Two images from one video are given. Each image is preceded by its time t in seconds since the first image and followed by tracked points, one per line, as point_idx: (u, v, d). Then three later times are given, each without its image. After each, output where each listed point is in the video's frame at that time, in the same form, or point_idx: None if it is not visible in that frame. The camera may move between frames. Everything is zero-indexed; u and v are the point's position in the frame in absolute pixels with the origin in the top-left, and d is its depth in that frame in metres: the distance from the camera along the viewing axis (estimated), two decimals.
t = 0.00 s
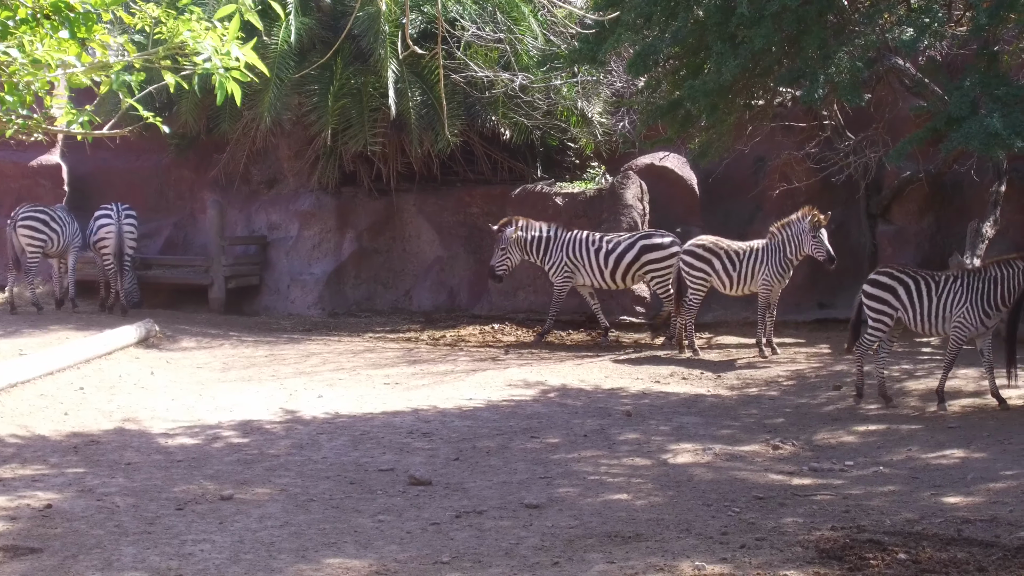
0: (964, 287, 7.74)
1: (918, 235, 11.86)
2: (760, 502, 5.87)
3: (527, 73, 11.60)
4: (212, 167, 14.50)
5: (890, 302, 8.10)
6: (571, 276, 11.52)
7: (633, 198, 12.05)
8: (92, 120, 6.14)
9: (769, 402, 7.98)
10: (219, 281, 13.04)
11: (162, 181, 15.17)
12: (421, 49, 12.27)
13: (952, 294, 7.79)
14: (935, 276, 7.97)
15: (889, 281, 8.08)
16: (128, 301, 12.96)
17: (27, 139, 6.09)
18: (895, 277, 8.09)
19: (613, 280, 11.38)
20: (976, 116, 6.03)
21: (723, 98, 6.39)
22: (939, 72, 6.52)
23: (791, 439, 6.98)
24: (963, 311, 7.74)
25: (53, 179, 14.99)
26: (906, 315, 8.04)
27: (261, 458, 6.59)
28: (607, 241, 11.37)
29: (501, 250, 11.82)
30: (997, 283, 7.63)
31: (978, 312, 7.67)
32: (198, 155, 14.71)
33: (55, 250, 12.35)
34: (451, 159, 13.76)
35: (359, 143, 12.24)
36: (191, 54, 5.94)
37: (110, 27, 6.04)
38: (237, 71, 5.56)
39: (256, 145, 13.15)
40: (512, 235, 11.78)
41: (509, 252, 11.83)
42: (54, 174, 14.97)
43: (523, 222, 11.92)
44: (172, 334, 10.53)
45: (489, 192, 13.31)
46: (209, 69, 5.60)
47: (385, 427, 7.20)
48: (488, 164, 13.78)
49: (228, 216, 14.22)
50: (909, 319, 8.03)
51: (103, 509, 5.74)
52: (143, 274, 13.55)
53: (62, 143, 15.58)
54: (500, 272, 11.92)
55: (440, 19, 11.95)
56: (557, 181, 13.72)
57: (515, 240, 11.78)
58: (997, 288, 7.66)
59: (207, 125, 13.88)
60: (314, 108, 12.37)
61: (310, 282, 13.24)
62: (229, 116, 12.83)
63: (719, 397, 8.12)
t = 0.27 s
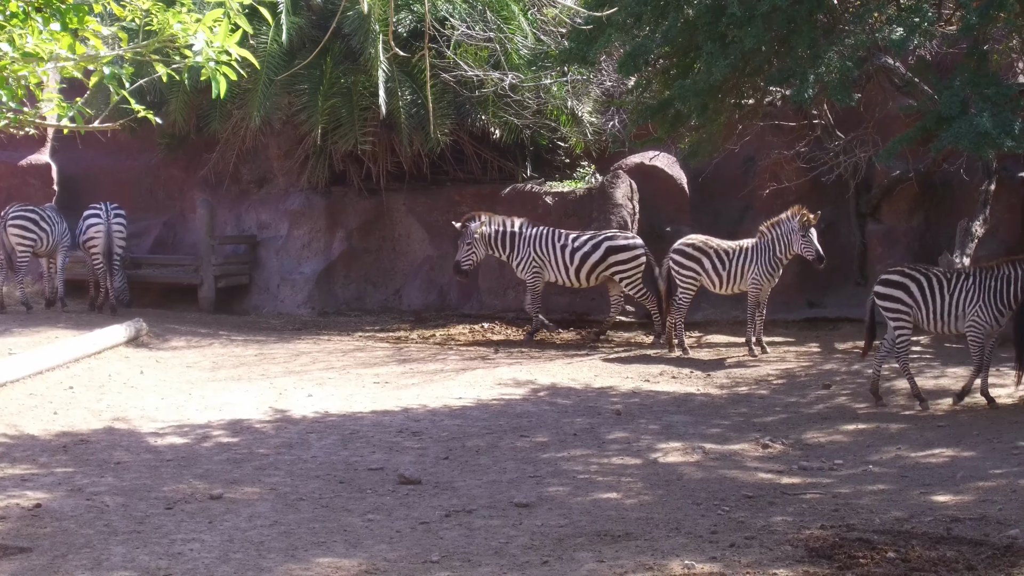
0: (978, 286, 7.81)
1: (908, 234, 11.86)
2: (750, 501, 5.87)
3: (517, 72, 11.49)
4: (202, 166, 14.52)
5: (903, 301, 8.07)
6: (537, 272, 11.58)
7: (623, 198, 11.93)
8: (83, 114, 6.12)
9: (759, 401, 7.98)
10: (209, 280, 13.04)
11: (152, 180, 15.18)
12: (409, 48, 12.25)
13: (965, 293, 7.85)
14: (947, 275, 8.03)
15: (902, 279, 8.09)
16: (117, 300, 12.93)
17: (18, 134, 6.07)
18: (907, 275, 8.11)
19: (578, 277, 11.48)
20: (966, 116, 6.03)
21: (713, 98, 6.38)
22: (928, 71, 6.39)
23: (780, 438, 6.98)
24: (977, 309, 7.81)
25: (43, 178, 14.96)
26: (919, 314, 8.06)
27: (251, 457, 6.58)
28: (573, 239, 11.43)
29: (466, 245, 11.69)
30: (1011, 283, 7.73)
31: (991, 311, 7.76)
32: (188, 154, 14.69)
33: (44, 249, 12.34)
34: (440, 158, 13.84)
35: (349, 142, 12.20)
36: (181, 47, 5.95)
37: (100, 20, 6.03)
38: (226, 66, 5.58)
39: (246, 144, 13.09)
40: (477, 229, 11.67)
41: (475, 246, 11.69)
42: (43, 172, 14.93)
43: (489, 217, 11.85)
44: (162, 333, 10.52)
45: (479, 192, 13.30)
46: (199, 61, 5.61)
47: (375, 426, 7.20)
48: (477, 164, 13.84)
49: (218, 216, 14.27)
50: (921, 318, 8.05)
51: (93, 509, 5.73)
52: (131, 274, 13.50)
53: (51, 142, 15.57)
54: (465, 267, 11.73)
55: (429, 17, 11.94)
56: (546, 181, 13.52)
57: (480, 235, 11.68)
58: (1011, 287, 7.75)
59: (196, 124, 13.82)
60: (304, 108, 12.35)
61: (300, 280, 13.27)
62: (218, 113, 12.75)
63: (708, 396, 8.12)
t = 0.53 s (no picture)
0: (991, 285, 7.78)
1: (898, 233, 11.85)
2: (740, 501, 5.87)
3: (506, 72, 11.52)
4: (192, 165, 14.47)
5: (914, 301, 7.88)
6: (510, 271, 11.64)
7: (614, 197, 11.97)
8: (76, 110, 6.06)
9: (749, 400, 7.99)
10: (199, 280, 12.98)
11: (143, 179, 15.15)
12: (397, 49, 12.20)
13: (979, 293, 7.80)
14: (958, 275, 7.94)
15: (914, 279, 7.90)
16: (108, 299, 12.92)
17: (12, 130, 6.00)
18: (918, 274, 7.93)
19: (548, 274, 11.62)
20: (956, 116, 6.02)
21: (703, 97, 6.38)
22: (918, 72, 6.44)
23: (770, 437, 6.99)
24: (993, 309, 7.75)
25: (33, 177, 14.96)
26: (929, 314, 7.91)
27: (241, 456, 6.58)
28: (542, 237, 11.56)
29: (435, 238, 11.90)
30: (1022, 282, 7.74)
31: (1008, 309, 7.72)
32: (178, 152, 14.64)
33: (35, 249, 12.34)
34: (430, 158, 13.76)
35: (338, 142, 12.23)
36: (174, 41, 5.93)
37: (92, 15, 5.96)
38: (221, 59, 5.57)
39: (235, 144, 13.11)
40: (446, 222, 11.84)
41: (444, 240, 11.90)
42: (33, 171, 14.93)
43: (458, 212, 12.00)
44: (152, 332, 10.52)
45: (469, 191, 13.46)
46: (193, 54, 5.58)
47: (365, 425, 7.21)
48: (468, 163, 13.81)
49: (208, 215, 14.19)
50: (932, 318, 7.91)
51: (83, 508, 5.72)
52: (121, 273, 13.48)
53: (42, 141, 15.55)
54: (433, 259, 11.98)
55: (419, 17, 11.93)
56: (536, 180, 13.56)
57: (449, 228, 11.84)
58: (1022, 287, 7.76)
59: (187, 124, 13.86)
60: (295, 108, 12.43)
61: (290, 280, 13.22)
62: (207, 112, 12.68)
63: (698, 396, 8.12)
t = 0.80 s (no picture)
0: (1001, 283, 7.65)
1: (888, 232, 11.79)
2: (730, 500, 5.88)
3: (497, 71, 11.56)
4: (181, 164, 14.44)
5: (924, 302, 7.96)
6: (483, 270, 11.74)
7: (604, 196, 11.95)
8: (65, 113, 5.97)
9: (738, 398, 8.00)
10: (189, 279, 12.93)
11: (133, 178, 15.14)
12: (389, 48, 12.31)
13: (989, 290, 7.70)
14: (968, 272, 7.87)
15: (921, 278, 7.96)
16: (99, 298, 12.90)
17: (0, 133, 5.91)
18: (926, 273, 7.97)
19: (518, 272, 11.71)
20: (946, 116, 6.01)
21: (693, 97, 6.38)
22: (909, 71, 6.52)
23: (760, 436, 7.00)
24: (1002, 306, 7.65)
25: (22, 176, 14.94)
26: (939, 313, 7.91)
27: (231, 456, 6.58)
28: (511, 234, 11.67)
29: (405, 240, 12.05)
30: None
31: (1019, 306, 7.58)
32: (168, 152, 14.61)
33: (24, 247, 12.32)
34: (421, 158, 13.86)
35: (328, 141, 12.17)
36: (165, 45, 5.86)
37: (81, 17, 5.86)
38: (213, 63, 5.49)
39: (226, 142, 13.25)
40: (414, 224, 11.97)
41: (413, 241, 12.05)
42: (22, 171, 14.90)
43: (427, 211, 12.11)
44: (140, 331, 10.52)
45: (460, 189, 13.50)
46: (184, 59, 5.49)
47: (355, 424, 7.21)
48: (458, 162, 13.77)
49: (198, 213, 14.18)
50: (942, 317, 7.90)
51: (73, 507, 5.71)
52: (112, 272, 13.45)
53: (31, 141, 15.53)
54: (404, 261, 12.14)
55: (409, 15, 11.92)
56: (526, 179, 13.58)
57: (418, 228, 11.98)
58: None
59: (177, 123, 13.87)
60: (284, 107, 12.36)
61: (280, 279, 13.19)
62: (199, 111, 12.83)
63: (688, 395, 8.13)
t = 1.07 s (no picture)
0: (1008, 282, 7.65)
1: (878, 232, 11.78)
2: (720, 498, 5.88)
3: (487, 70, 11.58)
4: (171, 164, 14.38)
5: (933, 301, 7.88)
6: (449, 269, 11.80)
7: (593, 195, 11.98)
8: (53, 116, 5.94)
9: (727, 397, 8.02)
10: (179, 278, 12.93)
11: (122, 177, 15.06)
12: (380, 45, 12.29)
13: (996, 289, 7.70)
14: (976, 271, 7.84)
15: (930, 278, 7.87)
16: (89, 297, 12.88)
17: None
18: (936, 273, 7.90)
19: (485, 271, 11.73)
20: (936, 115, 6.00)
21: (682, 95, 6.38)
22: (898, 70, 6.52)
23: (750, 434, 7.02)
24: (1007, 304, 7.67)
25: (11, 176, 14.91)
26: (947, 312, 7.87)
27: (221, 454, 6.58)
28: (479, 233, 11.68)
29: (369, 248, 12.01)
30: None
31: None
32: (157, 151, 14.57)
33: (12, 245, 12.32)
34: (412, 157, 13.75)
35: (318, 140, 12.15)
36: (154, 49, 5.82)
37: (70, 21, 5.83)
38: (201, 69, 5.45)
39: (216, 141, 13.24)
40: (376, 230, 11.95)
41: (377, 247, 12.00)
42: (11, 170, 14.88)
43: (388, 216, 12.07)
44: (130, 330, 10.51)
45: (450, 188, 13.50)
46: (172, 64, 5.45)
47: (345, 423, 7.21)
48: (448, 161, 13.74)
49: (188, 213, 14.12)
50: (949, 316, 7.86)
51: (62, 506, 5.69)
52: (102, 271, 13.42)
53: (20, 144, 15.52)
54: (372, 269, 12.11)
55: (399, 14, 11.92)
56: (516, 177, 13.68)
57: (380, 235, 11.95)
58: None
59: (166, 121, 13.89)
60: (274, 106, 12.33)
61: (270, 278, 13.18)
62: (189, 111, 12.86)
63: (677, 393, 8.14)
